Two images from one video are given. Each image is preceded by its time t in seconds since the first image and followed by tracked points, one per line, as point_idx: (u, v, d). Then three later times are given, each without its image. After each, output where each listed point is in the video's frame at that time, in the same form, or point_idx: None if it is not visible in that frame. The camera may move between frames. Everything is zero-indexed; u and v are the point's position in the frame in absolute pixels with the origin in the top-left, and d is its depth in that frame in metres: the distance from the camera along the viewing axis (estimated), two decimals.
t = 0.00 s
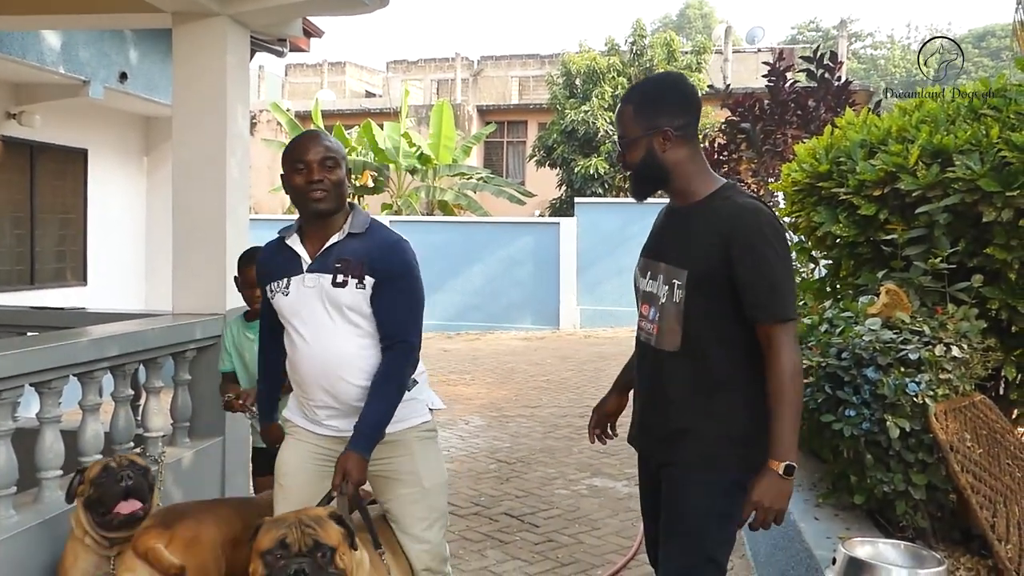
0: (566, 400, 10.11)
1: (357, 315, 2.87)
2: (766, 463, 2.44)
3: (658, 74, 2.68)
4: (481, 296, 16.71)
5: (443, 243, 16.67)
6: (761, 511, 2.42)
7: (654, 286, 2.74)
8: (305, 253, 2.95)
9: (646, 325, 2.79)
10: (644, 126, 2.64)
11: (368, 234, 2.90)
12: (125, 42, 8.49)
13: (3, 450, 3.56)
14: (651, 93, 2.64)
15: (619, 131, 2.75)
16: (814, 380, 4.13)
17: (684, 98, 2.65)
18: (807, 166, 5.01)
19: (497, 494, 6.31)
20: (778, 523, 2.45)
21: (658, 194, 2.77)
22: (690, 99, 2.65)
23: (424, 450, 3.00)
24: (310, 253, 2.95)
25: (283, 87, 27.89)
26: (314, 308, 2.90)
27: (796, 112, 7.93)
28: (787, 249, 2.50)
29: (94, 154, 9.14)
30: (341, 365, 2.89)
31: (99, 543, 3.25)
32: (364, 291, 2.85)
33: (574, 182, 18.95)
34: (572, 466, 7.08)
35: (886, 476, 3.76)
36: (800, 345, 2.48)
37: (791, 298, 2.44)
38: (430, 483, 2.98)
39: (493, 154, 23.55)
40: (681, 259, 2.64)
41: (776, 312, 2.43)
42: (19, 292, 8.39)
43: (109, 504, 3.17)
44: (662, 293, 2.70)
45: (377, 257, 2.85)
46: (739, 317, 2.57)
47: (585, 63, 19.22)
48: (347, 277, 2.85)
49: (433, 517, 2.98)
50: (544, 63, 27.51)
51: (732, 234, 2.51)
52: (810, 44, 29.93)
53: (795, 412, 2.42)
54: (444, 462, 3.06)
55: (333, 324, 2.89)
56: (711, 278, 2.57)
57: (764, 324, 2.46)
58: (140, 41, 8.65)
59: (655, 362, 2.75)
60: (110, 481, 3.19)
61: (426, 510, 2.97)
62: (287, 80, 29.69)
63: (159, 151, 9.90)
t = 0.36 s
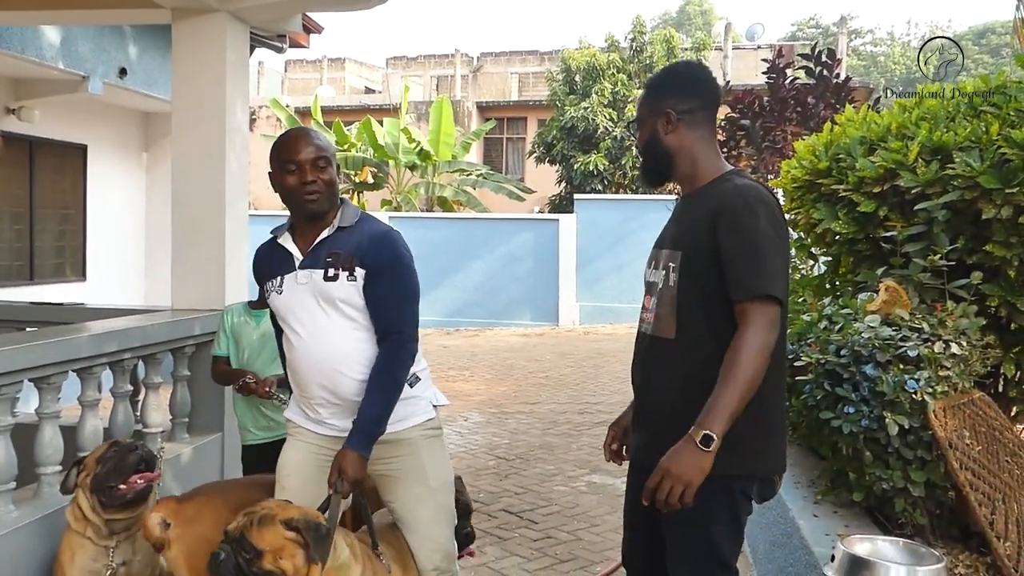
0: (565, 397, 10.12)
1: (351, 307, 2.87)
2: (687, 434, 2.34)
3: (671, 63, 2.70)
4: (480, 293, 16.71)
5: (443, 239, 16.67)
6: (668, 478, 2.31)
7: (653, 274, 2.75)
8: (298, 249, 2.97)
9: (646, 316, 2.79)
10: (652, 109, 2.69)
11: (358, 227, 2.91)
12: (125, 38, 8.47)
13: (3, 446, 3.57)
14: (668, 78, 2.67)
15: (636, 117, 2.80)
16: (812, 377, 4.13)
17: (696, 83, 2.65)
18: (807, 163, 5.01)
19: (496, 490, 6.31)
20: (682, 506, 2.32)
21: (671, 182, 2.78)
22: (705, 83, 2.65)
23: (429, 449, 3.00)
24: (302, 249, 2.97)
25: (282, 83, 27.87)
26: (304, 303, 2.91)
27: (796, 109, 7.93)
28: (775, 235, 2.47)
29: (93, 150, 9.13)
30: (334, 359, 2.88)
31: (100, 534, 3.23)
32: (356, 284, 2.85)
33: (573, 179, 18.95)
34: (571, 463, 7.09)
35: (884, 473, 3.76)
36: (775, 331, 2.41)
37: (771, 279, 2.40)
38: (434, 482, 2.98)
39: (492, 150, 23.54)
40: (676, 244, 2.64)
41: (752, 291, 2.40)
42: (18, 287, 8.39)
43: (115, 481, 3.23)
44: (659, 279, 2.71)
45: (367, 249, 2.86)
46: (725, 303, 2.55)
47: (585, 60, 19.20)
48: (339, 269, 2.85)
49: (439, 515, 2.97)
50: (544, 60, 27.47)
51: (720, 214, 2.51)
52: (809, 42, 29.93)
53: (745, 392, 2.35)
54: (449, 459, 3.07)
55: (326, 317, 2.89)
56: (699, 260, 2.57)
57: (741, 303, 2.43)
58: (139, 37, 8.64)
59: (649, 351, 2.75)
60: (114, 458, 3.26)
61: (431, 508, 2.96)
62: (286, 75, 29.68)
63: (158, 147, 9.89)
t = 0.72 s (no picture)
0: (565, 394, 10.12)
1: (382, 312, 2.87)
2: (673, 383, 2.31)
3: (669, 74, 2.71)
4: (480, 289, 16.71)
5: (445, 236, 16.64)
6: (656, 426, 2.28)
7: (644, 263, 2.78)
8: (335, 246, 2.92)
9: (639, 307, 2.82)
10: (648, 115, 2.70)
11: (401, 234, 2.88)
12: (124, 34, 8.46)
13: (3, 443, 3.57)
14: (664, 86, 2.69)
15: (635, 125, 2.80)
16: (812, 374, 4.13)
17: (691, 91, 2.67)
18: (806, 160, 5.01)
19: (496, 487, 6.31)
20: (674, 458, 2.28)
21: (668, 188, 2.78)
22: (699, 92, 2.68)
23: (444, 450, 3.00)
24: (339, 247, 2.92)
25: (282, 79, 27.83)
26: (334, 301, 2.90)
27: (795, 106, 7.92)
28: (742, 206, 2.46)
29: (92, 146, 9.13)
30: (355, 358, 2.89)
31: (109, 529, 3.36)
32: (389, 290, 2.84)
33: (573, 176, 18.94)
34: (571, 460, 7.09)
35: (884, 470, 3.77)
36: (751, 292, 2.36)
37: (741, 244, 2.40)
38: (446, 483, 2.98)
39: (492, 147, 23.53)
40: (656, 230, 2.69)
41: (722, 257, 2.39)
42: (18, 284, 8.39)
43: (137, 477, 3.32)
44: (647, 267, 2.74)
45: (406, 257, 2.84)
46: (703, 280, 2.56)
47: (585, 56, 19.18)
48: (374, 274, 2.83)
49: (446, 516, 2.96)
50: (543, 56, 27.44)
51: (692, 192, 2.53)
52: (809, 39, 29.92)
53: (721, 351, 2.30)
54: (462, 460, 3.07)
55: (353, 317, 2.89)
56: (675, 240, 2.59)
57: (712, 266, 2.41)
58: (138, 33, 8.62)
59: (637, 340, 2.78)
60: (138, 453, 3.33)
61: (439, 509, 2.95)
62: (286, 72, 29.64)
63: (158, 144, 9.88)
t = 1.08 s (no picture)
0: (565, 392, 10.11)
1: (381, 312, 2.87)
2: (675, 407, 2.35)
3: (652, 70, 2.69)
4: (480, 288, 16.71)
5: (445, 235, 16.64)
6: (657, 447, 2.34)
7: (646, 268, 2.75)
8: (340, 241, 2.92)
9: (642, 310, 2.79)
10: (638, 113, 2.65)
11: (402, 230, 2.85)
12: (124, 33, 8.46)
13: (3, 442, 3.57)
14: (646, 82, 2.66)
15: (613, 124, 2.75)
16: (811, 372, 4.13)
17: (674, 91, 2.66)
18: (805, 158, 5.02)
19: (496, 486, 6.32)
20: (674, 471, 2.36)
21: (655, 183, 2.74)
22: (682, 89, 2.67)
23: (433, 450, 2.98)
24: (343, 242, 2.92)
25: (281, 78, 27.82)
26: (337, 297, 2.89)
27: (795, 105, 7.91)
28: (755, 223, 2.46)
29: (92, 145, 9.13)
30: (355, 357, 2.89)
31: (119, 529, 3.38)
32: (388, 286, 2.83)
33: (573, 174, 18.96)
34: (571, 458, 7.10)
35: (883, 468, 3.77)
36: (768, 311, 2.40)
37: (759, 258, 2.41)
38: (434, 483, 2.96)
39: (492, 146, 23.54)
40: (664, 238, 2.64)
41: (741, 271, 2.40)
42: (18, 283, 8.39)
43: (156, 478, 3.36)
44: (651, 273, 2.71)
45: (407, 255, 2.82)
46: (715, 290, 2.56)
47: (585, 55, 19.17)
48: (374, 268, 2.82)
49: (436, 515, 2.96)
50: (543, 55, 27.43)
51: (705, 203, 2.52)
52: (808, 37, 29.93)
53: (735, 366, 2.34)
54: (453, 460, 3.05)
55: (355, 315, 2.88)
56: (685, 249, 2.58)
57: (731, 284, 2.42)
58: (138, 32, 8.62)
59: (641, 344, 2.76)
60: (158, 455, 3.38)
61: (428, 508, 2.95)
62: (285, 71, 29.60)
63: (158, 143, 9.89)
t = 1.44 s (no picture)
0: (565, 390, 10.11)
1: (348, 304, 2.87)
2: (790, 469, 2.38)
3: (659, 62, 2.55)
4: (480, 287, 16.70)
5: (445, 233, 16.64)
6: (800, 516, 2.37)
7: (647, 283, 2.64)
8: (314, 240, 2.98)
9: (641, 322, 2.69)
10: (647, 113, 2.51)
11: (363, 225, 2.87)
12: (125, 32, 8.45)
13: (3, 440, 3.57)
14: (652, 76, 2.52)
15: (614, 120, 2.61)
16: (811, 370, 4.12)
17: (682, 88, 2.52)
18: (805, 156, 5.00)
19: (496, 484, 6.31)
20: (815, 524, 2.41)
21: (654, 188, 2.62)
22: (691, 84, 2.55)
23: (417, 450, 2.96)
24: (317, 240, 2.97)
25: (281, 76, 27.79)
26: (311, 297, 2.92)
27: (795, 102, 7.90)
28: (782, 251, 2.40)
29: (93, 143, 9.12)
30: (331, 354, 2.90)
31: (126, 528, 3.38)
32: (354, 281, 2.83)
33: (573, 172, 18.96)
34: (571, 457, 7.10)
35: (883, 466, 3.79)
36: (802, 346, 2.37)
37: (789, 294, 2.35)
38: (419, 483, 2.96)
39: (492, 144, 23.53)
40: (675, 258, 2.53)
41: (772, 309, 2.34)
42: (17, 282, 8.39)
43: (171, 481, 3.40)
44: (656, 290, 2.60)
45: (369, 250, 2.81)
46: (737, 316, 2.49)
47: (585, 53, 19.17)
48: (338, 266, 2.83)
49: (425, 513, 2.96)
50: (544, 53, 27.42)
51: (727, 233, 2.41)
52: (808, 35, 29.90)
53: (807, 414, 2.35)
54: (439, 459, 3.03)
55: (326, 312, 2.89)
56: (704, 276, 2.48)
57: (765, 322, 2.36)
58: (138, 31, 8.61)
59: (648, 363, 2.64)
60: (173, 458, 3.41)
61: (417, 507, 2.95)
62: (286, 69, 29.56)
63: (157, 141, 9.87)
